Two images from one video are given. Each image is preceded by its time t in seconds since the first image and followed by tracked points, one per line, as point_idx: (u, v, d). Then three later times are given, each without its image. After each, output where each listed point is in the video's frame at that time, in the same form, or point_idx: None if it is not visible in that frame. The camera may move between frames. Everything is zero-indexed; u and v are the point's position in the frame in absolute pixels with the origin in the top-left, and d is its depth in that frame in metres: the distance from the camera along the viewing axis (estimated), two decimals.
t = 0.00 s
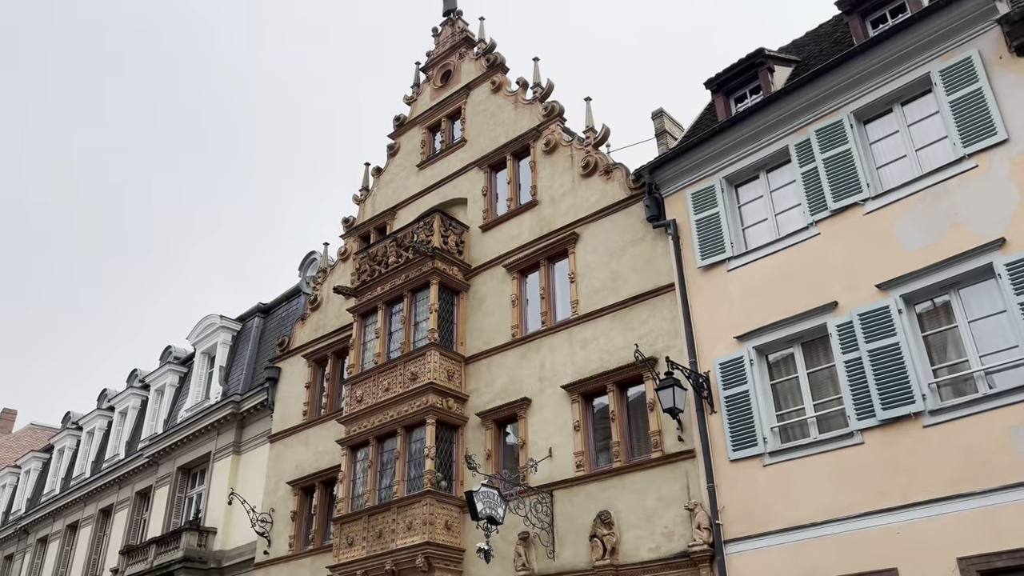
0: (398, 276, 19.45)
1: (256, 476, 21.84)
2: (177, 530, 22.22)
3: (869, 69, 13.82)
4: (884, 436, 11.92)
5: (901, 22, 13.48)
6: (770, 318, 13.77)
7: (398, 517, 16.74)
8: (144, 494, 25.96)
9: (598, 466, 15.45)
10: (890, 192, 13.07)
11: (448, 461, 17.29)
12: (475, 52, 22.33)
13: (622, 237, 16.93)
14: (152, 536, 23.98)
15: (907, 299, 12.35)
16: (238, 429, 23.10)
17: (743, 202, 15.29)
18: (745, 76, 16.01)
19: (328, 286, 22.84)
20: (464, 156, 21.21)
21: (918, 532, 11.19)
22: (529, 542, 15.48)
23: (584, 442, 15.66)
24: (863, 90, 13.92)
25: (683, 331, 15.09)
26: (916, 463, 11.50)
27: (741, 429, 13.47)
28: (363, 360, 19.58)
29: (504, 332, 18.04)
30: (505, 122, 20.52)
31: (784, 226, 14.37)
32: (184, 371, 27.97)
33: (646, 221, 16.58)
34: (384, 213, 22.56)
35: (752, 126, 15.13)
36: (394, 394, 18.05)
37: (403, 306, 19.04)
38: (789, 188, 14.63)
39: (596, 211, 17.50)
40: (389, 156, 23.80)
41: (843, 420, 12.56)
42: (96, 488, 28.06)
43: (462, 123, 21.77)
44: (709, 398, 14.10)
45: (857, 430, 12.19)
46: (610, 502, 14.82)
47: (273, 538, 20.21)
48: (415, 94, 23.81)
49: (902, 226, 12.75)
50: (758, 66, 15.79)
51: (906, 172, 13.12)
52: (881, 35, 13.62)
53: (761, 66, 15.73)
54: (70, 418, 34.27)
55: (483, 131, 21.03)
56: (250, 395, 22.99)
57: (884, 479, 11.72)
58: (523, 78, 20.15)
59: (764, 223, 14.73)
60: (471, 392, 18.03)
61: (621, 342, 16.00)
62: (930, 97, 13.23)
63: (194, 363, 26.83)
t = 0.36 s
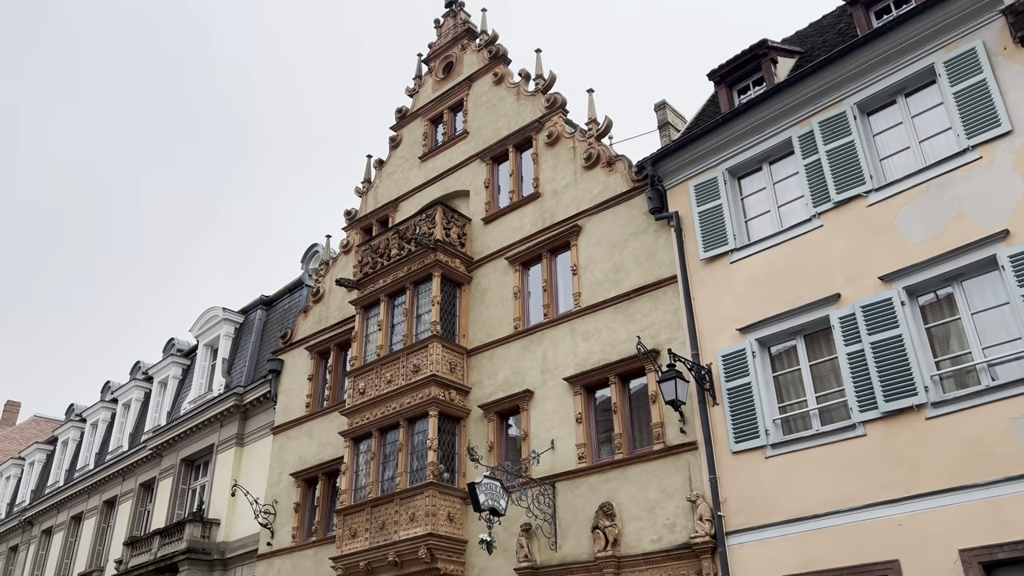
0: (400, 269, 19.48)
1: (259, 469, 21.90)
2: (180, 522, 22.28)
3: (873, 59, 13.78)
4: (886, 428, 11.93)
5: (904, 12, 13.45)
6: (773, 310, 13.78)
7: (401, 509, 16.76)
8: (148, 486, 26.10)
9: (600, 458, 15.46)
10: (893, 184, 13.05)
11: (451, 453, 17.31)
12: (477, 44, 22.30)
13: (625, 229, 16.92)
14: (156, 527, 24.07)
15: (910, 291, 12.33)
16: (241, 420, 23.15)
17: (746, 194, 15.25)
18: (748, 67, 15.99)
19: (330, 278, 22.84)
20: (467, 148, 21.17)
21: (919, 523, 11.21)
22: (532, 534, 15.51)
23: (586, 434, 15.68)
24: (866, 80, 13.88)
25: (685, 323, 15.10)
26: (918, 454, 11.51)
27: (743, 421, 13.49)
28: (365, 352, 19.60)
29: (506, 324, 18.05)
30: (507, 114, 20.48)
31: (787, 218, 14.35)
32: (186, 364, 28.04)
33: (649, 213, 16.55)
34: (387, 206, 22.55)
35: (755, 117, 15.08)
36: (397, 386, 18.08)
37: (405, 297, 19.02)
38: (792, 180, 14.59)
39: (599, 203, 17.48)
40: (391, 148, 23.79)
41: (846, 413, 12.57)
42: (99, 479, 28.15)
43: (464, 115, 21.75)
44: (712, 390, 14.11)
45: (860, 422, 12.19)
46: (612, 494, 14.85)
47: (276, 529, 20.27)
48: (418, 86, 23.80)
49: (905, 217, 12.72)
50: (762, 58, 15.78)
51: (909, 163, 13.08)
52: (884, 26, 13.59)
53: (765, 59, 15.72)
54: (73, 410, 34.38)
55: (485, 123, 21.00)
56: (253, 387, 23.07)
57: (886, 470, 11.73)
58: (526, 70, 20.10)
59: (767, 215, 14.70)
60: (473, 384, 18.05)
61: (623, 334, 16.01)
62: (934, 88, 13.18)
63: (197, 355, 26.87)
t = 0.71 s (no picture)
0: (403, 259, 19.48)
1: (262, 458, 22.03)
2: (185, 511, 22.40)
3: (878, 48, 13.71)
4: (889, 418, 11.93)
5: None
6: (776, 300, 13.77)
7: (405, 498, 16.82)
8: (153, 475, 26.25)
9: (603, 447, 15.49)
10: (898, 173, 13.00)
11: (454, 442, 17.36)
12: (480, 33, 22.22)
13: (628, 219, 16.89)
14: (161, 516, 24.21)
15: (914, 281, 12.30)
16: (245, 409, 23.23)
17: (750, 184, 15.21)
18: (753, 56, 15.92)
19: (334, 268, 22.85)
20: (470, 137, 21.12)
21: (922, 513, 11.23)
22: (535, 523, 15.57)
23: (589, 424, 15.71)
24: (872, 69, 13.80)
25: (689, 313, 15.09)
26: (922, 444, 11.51)
27: (746, 411, 13.50)
28: (369, 342, 19.63)
29: (509, 314, 18.06)
30: (511, 103, 20.42)
31: (791, 208, 14.31)
32: (189, 354, 28.14)
33: (652, 203, 16.53)
34: (390, 195, 22.52)
35: (759, 107, 15.03)
36: (400, 375, 18.11)
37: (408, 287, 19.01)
38: (796, 170, 14.55)
39: (602, 193, 17.46)
40: (394, 138, 23.75)
41: (849, 403, 12.57)
42: (104, 468, 28.28)
43: (467, 105, 21.71)
44: (715, 380, 14.12)
45: (863, 412, 12.20)
46: (615, 483, 14.88)
47: (280, 517, 20.38)
48: (421, 75, 23.74)
49: (910, 207, 12.68)
50: (765, 45, 15.74)
51: (914, 153, 13.03)
52: (890, 14, 13.51)
53: (768, 46, 15.68)
54: (78, 399, 34.50)
55: (488, 113, 20.94)
56: (257, 376, 23.15)
57: (889, 460, 11.75)
58: (529, 58, 20.02)
59: (771, 204, 14.67)
60: (477, 374, 18.07)
61: (626, 324, 16.01)
62: (940, 77, 13.11)
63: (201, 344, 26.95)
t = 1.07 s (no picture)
0: (406, 246, 19.48)
1: (267, 445, 22.12)
2: (190, 497, 22.52)
3: (885, 34, 13.61)
4: (893, 406, 11.93)
5: None
6: (781, 288, 13.74)
7: (409, 485, 16.88)
8: (159, 461, 26.40)
9: (607, 435, 15.53)
10: (904, 160, 12.94)
11: (458, 429, 17.40)
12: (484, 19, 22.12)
13: (633, 206, 16.85)
14: (167, 502, 24.35)
15: (919, 269, 12.26)
16: (250, 396, 23.30)
17: (755, 171, 15.16)
18: (759, 43, 15.84)
19: (338, 256, 22.86)
20: (474, 125, 21.06)
21: (925, 500, 11.24)
22: (538, 510, 15.63)
23: (594, 411, 15.74)
24: (878, 55, 13.72)
25: (693, 301, 15.08)
26: (926, 432, 11.51)
27: (750, 398, 13.51)
28: (373, 329, 19.66)
29: (514, 302, 18.06)
30: (515, 90, 20.36)
31: (796, 195, 14.27)
32: (194, 341, 28.22)
33: (657, 190, 16.48)
34: (394, 182, 22.50)
35: (764, 93, 14.96)
36: (404, 363, 18.15)
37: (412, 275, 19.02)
38: (801, 157, 14.49)
39: (607, 180, 17.42)
40: (398, 125, 23.71)
41: (853, 390, 12.57)
42: (110, 455, 28.43)
43: (471, 92, 21.63)
44: (719, 367, 14.12)
45: (867, 400, 12.20)
46: (619, 471, 14.92)
47: (285, 504, 20.49)
48: (425, 62, 23.66)
49: (915, 195, 12.64)
50: (771, 31, 15.64)
51: (920, 140, 12.97)
52: None
53: (774, 32, 15.58)
54: (84, 387, 34.65)
55: (492, 99, 20.87)
56: (262, 363, 23.21)
57: (893, 448, 11.75)
58: (533, 45, 19.93)
59: (776, 192, 14.62)
60: (481, 361, 18.10)
61: (630, 312, 16.01)
62: (947, 63, 13.02)
63: (206, 333, 27.02)
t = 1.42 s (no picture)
0: (411, 234, 19.47)
1: (273, 432, 22.22)
2: (196, 483, 22.64)
3: (892, 20, 13.51)
4: (898, 394, 11.92)
5: None
6: (786, 275, 13.72)
7: (414, 472, 16.96)
8: (165, 448, 26.55)
9: (611, 422, 15.56)
10: (911, 147, 12.88)
11: (462, 416, 17.46)
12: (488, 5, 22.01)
13: (637, 194, 16.82)
14: (173, 488, 24.51)
15: (925, 257, 12.23)
16: (255, 383, 23.39)
17: (760, 158, 15.10)
18: (765, 29, 15.74)
19: (342, 243, 22.87)
20: (478, 111, 21.00)
21: (929, 487, 11.25)
22: (542, 496, 15.70)
23: (598, 398, 15.76)
24: (885, 41, 13.62)
25: (697, 289, 15.07)
26: (930, 419, 11.51)
27: (755, 385, 13.51)
28: (377, 317, 19.68)
29: (518, 290, 18.07)
30: (520, 77, 20.28)
31: (802, 182, 14.22)
32: (199, 329, 28.31)
33: (662, 178, 16.43)
34: (398, 169, 22.47)
35: (770, 80, 14.87)
36: (409, 351, 18.18)
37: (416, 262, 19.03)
38: (807, 144, 14.43)
39: (611, 167, 17.37)
40: (402, 112, 23.64)
41: (857, 377, 12.57)
42: (117, 442, 28.59)
43: (475, 79, 21.56)
44: (723, 355, 14.11)
45: (871, 387, 12.20)
46: (623, 458, 14.96)
47: (290, 490, 20.61)
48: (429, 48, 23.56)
49: (921, 182, 12.58)
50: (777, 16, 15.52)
51: (927, 127, 12.90)
52: None
53: (780, 17, 15.47)
54: (90, 374, 34.80)
55: (497, 86, 20.80)
56: (267, 350, 23.28)
57: (897, 435, 11.76)
58: (538, 31, 19.83)
59: (781, 179, 14.57)
60: (485, 349, 18.13)
61: (634, 299, 16.01)
62: (955, 49, 12.93)
63: (211, 320, 27.09)
